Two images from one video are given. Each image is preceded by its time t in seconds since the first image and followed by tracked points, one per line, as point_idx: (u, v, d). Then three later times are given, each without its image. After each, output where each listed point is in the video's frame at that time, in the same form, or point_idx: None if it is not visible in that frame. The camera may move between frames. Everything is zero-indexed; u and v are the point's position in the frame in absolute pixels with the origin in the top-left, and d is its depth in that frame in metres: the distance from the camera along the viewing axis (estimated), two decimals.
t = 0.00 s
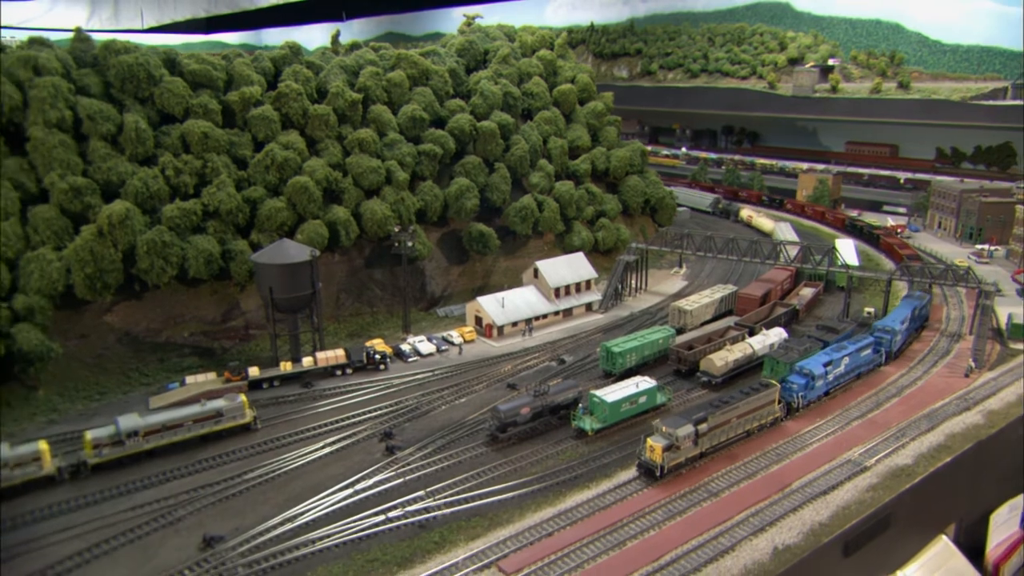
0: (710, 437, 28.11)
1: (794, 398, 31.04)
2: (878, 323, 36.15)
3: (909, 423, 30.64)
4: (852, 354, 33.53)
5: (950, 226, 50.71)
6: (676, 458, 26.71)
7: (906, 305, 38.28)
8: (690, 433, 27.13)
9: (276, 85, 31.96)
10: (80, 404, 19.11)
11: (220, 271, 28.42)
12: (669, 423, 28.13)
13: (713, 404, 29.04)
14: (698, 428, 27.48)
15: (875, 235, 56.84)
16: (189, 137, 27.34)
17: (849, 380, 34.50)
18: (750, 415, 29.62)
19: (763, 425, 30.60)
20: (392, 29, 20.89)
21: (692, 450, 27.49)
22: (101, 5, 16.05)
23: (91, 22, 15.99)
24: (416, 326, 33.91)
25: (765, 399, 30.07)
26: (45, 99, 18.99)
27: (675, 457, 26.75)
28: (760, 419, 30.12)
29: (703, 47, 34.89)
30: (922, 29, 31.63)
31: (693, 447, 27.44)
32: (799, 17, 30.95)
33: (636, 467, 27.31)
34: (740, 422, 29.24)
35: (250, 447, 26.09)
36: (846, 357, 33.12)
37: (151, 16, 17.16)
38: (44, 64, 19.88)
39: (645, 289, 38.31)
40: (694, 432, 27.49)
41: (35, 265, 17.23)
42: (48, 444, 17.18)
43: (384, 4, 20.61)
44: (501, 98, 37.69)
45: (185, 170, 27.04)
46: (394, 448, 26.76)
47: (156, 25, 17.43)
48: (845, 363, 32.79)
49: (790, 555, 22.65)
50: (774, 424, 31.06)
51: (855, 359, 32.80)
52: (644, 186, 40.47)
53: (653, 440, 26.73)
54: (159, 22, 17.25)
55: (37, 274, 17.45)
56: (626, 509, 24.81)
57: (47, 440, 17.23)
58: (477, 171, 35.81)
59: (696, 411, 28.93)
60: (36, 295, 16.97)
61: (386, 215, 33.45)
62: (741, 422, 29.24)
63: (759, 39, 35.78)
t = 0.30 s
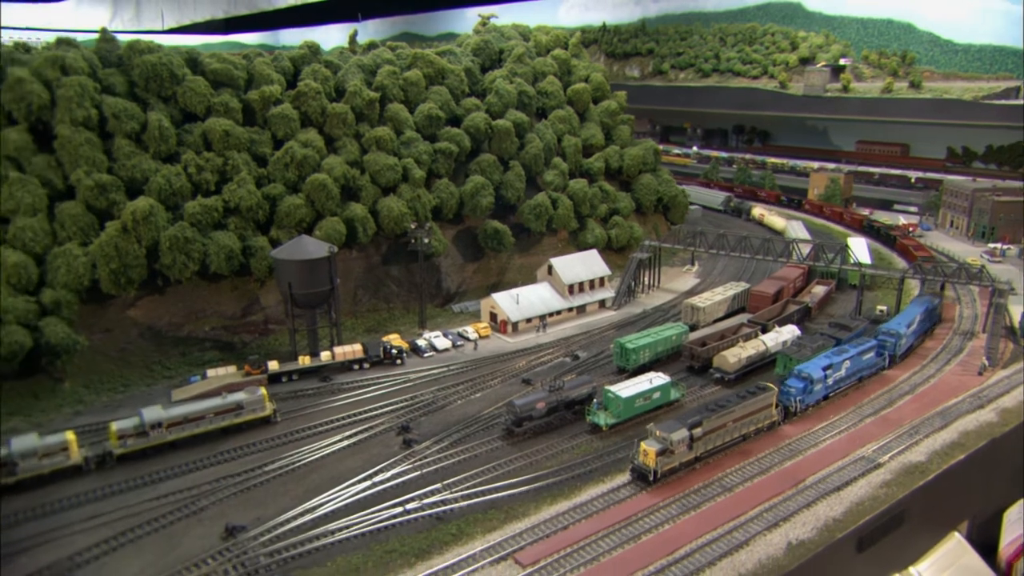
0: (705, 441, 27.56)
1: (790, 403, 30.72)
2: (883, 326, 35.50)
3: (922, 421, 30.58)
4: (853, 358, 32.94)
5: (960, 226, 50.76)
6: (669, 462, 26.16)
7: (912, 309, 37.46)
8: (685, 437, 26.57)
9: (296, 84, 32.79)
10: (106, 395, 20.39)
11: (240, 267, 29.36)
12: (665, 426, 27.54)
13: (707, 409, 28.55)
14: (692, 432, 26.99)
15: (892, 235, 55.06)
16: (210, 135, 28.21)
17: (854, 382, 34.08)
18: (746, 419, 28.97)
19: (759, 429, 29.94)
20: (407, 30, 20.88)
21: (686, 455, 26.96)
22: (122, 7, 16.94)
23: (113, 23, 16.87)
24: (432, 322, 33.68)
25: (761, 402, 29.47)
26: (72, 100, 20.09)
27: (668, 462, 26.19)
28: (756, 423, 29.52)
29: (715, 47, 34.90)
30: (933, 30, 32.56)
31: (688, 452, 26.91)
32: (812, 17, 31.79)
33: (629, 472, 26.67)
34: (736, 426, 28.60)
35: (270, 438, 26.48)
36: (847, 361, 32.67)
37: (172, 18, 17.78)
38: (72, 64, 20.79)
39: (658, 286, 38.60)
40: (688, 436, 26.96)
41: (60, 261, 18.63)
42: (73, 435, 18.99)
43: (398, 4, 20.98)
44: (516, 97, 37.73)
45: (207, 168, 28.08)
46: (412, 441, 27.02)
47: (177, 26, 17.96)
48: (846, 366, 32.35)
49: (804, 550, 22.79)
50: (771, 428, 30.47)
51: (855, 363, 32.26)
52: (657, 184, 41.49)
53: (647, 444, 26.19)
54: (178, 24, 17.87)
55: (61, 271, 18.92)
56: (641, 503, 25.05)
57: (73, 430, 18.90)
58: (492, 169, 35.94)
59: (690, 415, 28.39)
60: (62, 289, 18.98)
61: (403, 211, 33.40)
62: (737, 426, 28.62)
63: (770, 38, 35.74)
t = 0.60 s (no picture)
0: (700, 446, 27.15)
1: (789, 407, 30.36)
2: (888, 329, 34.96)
3: (937, 418, 30.54)
4: (856, 362, 32.50)
5: (973, 224, 50.40)
6: (664, 467, 25.70)
7: (919, 313, 36.70)
8: (679, 442, 25.99)
9: (316, 83, 32.62)
10: (132, 387, 21.83)
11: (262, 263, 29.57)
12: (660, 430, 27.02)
13: (702, 413, 28.10)
14: (687, 437, 26.53)
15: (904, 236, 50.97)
16: (233, 133, 28.08)
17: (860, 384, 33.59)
18: (744, 423, 28.48)
19: (755, 434, 29.45)
20: (423, 30, 21.33)
21: (681, 459, 26.50)
22: (146, 9, 17.99)
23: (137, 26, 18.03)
24: (449, 318, 34.02)
25: (758, 407, 28.99)
26: (101, 100, 20.96)
27: (662, 466, 25.70)
28: (753, 427, 29.03)
29: (728, 47, 34.33)
30: (946, 31, 37.11)
31: (682, 457, 26.47)
32: (824, 16, 32.82)
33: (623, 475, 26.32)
34: (732, 430, 28.16)
35: (292, 431, 26.87)
36: (849, 364, 32.22)
37: (193, 19, 18.60)
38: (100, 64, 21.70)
39: (672, 283, 38.71)
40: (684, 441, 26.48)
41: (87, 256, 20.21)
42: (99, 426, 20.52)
43: (418, 6, 21.43)
44: (532, 95, 37.86)
45: (230, 165, 28.08)
46: (430, 434, 27.23)
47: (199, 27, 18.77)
48: (847, 370, 31.90)
49: (820, 545, 22.99)
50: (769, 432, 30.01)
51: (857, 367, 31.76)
52: (671, 182, 41.31)
53: (640, 448, 25.75)
54: (198, 23, 18.57)
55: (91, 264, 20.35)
56: (656, 498, 25.26)
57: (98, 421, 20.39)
58: (509, 166, 35.84)
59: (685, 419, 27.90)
60: (90, 284, 19.86)
61: (420, 208, 34.16)
62: (733, 431, 28.17)
63: (783, 39, 35.61)
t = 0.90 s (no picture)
0: (696, 449, 26.42)
1: (788, 410, 29.54)
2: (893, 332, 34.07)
3: (953, 416, 30.04)
4: (858, 364, 31.62)
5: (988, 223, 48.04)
6: (658, 471, 25.09)
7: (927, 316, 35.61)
8: (673, 446, 25.34)
9: (336, 81, 32.45)
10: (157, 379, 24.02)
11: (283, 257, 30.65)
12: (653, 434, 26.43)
13: (699, 415, 27.36)
14: (682, 441, 25.78)
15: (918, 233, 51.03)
16: (255, 130, 29.32)
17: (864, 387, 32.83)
18: (741, 426, 27.70)
19: (752, 438, 28.64)
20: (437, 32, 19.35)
21: (677, 463, 25.79)
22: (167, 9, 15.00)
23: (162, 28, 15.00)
24: (466, 313, 34.19)
25: (756, 410, 28.18)
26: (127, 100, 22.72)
27: (656, 471, 25.06)
28: (751, 430, 28.25)
29: (741, 45, 34.06)
30: (961, 29, 33.87)
31: (678, 461, 25.74)
32: (838, 14, 31.66)
33: (617, 479, 25.62)
34: (729, 434, 27.46)
35: (314, 423, 27.38)
36: (851, 367, 31.47)
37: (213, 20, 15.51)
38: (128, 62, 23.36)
39: (688, 280, 38.71)
40: (679, 444, 25.81)
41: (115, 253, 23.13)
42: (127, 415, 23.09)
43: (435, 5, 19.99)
44: (548, 94, 37.61)
45: (253, 161, 29.38)
46: (448, 427, 27.38)
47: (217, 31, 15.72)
48: (849, 373, 31.14)
49: (836, 540, 22.44)
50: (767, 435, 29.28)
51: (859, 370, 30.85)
52: (685, 181, 40.54)
53: (635, 452, 25.07)
54: (221, 25, 15.44)
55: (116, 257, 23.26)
56: (673, 492, 25.26)
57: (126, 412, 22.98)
58: (526, 164, 35.62)
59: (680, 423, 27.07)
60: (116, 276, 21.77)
61: (439, 204, 32.90)
62: (731, 434, 27.56)
63: (798, 39, 36.88)
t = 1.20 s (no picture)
0: (690, 453, 25.32)
1: (786, 412, 28.57)
2: (896, 333, 33.18)
3: (968, 412, 29.79)
4: (859, 366, 30.68)
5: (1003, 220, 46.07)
6: (652, 473, 24.14)
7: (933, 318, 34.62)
8: (667, 448, 24.38)
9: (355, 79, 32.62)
10: (179, 369, 27.03)
11: (302, 252, 30.51)
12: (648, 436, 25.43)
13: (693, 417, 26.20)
14: (677, 442, 24.81)
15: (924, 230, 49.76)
16: (276, 126, 29.54)
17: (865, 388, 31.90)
18: (737, 428, 26.63)
19: (747, 440, 27.48)
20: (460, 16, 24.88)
21: (670, 465, 24.75)
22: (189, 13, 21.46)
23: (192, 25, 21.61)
24: (481, 307, 34.39)
25: (755, 411, 27.10)
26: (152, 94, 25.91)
27: (649, 473, 24.12)
28: (748, 432, 27.15)
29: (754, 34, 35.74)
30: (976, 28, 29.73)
31: (672, 463, 24.68)
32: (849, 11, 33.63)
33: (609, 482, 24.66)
34: (724, 436, 26.33)
35: (336, 413, 27.50)
36: (852, 369, 30.61)
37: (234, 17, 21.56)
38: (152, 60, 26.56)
39: (700, 276, 38.78)
40: (673, 446, 24.79)
41: (140, 245, 25.81)
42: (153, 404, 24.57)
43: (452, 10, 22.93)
44: (564, 91, 37.37)
45: (273, 157, 29.47)
46: (466, 419, 27.41)
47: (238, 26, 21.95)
48: (849, 375, 30.24)
49: (852, 534, 22.48)
50: (764, 438, 28.21)
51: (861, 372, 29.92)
52: (699, 177, 40.42)
53: (627, 454, 24.09)
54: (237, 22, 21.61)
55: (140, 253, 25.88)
56: (688, 485, 25.12)
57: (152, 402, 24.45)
58: (541, 160, 35.65)
59: (675, 424, 26.09)
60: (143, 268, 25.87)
61: (456, 200, 32.59)
62: (726, 436, 26.38)
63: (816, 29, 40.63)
